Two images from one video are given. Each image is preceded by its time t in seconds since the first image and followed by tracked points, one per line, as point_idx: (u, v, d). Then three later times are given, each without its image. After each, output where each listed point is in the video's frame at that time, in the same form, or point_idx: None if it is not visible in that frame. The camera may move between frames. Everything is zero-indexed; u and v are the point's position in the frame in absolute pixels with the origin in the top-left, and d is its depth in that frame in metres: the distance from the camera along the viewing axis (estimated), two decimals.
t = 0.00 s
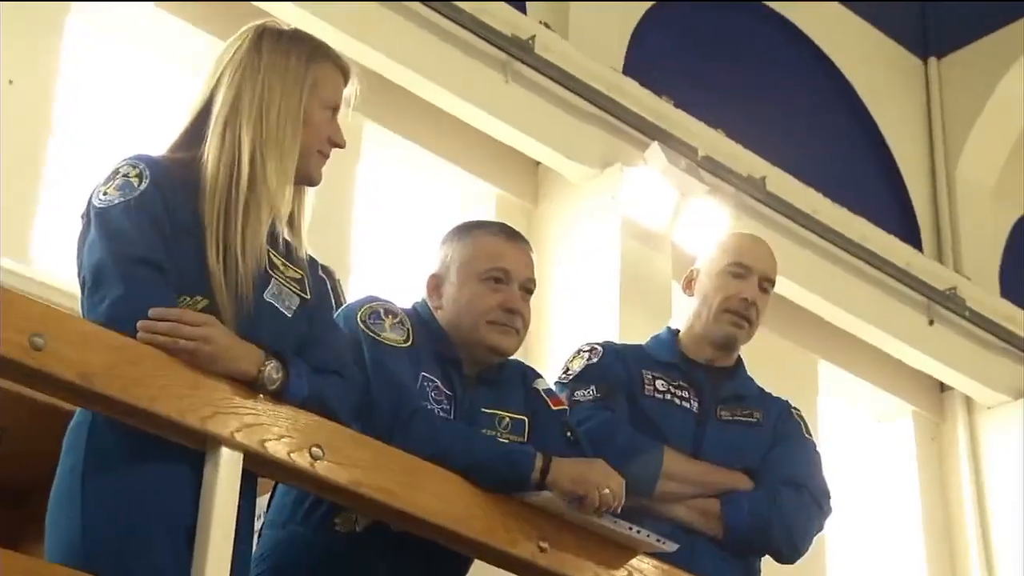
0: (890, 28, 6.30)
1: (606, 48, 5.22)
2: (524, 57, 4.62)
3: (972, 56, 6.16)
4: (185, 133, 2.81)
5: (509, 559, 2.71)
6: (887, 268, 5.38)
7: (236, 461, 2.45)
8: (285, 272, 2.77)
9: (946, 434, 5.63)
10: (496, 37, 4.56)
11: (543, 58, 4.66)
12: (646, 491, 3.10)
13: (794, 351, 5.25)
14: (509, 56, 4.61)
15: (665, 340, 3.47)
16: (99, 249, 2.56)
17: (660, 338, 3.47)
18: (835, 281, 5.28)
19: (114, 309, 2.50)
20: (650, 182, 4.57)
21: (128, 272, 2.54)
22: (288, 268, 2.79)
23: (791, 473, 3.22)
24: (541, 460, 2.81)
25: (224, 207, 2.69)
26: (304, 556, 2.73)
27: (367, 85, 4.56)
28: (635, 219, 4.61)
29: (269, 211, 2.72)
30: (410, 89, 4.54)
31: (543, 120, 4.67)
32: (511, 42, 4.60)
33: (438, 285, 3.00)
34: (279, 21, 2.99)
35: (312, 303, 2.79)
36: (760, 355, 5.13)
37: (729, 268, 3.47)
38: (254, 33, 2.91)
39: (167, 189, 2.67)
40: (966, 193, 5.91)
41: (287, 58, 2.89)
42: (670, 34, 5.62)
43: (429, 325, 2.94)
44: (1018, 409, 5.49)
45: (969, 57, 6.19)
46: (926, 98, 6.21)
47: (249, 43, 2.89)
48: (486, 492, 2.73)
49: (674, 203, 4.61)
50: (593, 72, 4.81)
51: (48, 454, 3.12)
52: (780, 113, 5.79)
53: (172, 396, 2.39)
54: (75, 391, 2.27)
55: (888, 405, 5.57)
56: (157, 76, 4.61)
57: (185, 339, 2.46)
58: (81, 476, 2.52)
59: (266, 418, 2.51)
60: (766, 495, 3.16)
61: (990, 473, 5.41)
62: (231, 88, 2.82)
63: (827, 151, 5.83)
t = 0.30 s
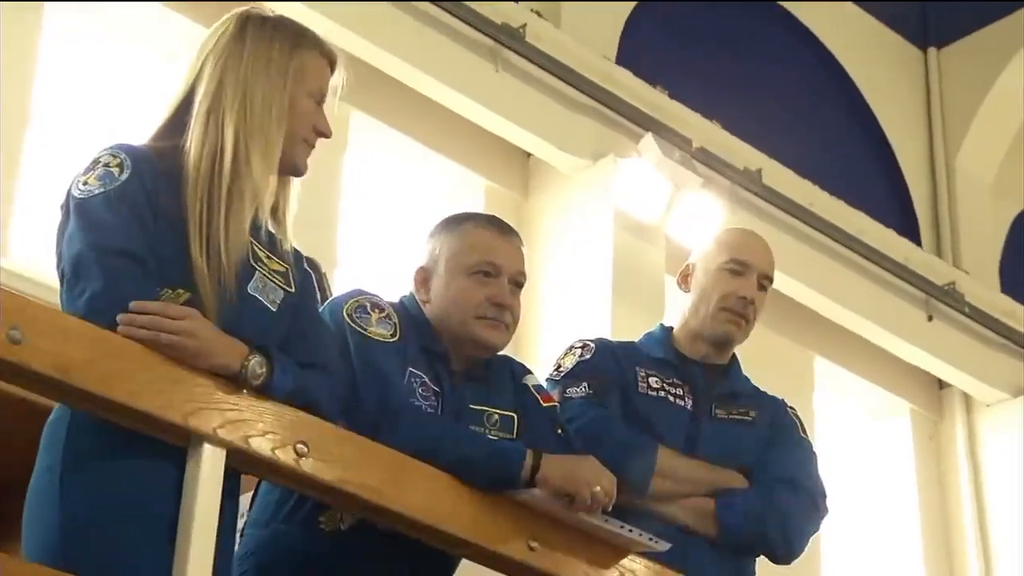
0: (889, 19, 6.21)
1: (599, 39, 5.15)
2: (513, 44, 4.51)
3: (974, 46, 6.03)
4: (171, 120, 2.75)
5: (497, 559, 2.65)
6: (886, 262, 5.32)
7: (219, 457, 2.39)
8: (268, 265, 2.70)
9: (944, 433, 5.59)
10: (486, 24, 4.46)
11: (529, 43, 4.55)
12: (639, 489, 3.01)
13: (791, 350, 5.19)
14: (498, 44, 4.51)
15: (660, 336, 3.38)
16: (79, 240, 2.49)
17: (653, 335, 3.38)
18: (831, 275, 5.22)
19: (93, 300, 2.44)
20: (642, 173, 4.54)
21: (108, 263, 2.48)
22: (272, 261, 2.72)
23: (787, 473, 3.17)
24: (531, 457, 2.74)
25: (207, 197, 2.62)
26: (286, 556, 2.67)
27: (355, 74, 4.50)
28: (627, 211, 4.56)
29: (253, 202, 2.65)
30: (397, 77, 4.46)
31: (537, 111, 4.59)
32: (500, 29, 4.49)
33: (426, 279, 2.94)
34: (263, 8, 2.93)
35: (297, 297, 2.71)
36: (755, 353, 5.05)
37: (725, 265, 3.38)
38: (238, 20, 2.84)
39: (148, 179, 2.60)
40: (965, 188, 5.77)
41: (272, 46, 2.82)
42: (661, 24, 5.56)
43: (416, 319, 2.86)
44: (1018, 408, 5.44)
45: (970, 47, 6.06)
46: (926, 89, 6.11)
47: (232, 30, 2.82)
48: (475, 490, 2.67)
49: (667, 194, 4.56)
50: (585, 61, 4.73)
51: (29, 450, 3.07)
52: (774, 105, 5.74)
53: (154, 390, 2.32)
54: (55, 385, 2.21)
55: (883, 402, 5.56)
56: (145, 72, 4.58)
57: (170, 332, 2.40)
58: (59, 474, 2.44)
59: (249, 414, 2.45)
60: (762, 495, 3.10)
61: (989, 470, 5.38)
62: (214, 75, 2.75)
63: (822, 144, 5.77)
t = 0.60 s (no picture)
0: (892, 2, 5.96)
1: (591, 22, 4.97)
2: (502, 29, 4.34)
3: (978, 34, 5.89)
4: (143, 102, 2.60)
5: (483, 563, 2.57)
6: (887, 257, 5.17)
7: (194, 455, 2.30)
8: (245, 257, 2.60)
9: (948, 432, 5.46)
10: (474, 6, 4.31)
11: (509, 19, 4.36)
12: (633, 493, 2.88)
13: (791, 348, 5.10)
14: (485, 27, 4.34)
15: (655, 333, 3.24)
16: (48, 230, 2.38)
17: (648, 330, 3.26)
18: (831, 270, 5.07)
19: (63, 294, 2.33)
20: (634, 162, 4.42)
21: (78, 254, 2.37)
22: (249, 253, 2.62)
23: (784, 474, 3.03)
24: (519, 457, 2.63)
25: (177, 185, 2.48)
26: (264, 559, 2.56)
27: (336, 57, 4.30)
28: (619, 201, 4.44)
29: (211, 186, 2.51)
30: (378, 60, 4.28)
31: (526, 101, 4.43)
32: (487, 11, 4.33)
33: (410, 272, 2.82)
34: None
35: (275, 292, 2.62)
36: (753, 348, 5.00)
37: (724, 262, 3.26)
38: None
39: (120, 166, 2.48)
40: (969, 180, 5.68)
41: (239, 22, 2.59)
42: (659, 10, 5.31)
43: (400, 313, 2.75)
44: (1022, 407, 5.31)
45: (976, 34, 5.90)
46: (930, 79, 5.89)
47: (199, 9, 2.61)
48: (460, 491, 2.58)
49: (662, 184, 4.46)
50: (579, 47, 4.54)
51: None
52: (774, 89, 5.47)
53: (127, 387, 2.23)
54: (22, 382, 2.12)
55: (882, 398, 5.38)
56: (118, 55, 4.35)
57: (144, 327, 2.29)
58: (27, 474, 2.33)
59: (226, 411, 2.36)
60: (759, 498, 2.97)
61: (993, 471, 5.26)
62: (178, 58, 2.57)
63: (830, 126, 5.56)
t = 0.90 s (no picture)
0: None
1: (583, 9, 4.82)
2: (489, 14, 4.17)
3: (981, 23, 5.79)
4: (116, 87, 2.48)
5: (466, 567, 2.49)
6: (888, 252, 5.01)
7: (168, 456, 2.21)
8: (221, 251, 2.49)
9: (951, 435, 5.33)
10: None
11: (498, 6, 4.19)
12: (622, 498, 2.79)
13: (789, 348, 4.98)
14: (474, 13, 4.17)
15: (649, 331, 3.13)
16: (15, 221, 2.27)
17: (642, 328, 3.14)
18: (831, 268, 4.91)
19: (31, 288, 2.23)
20: (627, 154, 4.23)
21: (46, 246, 2.26)
22: (225, 247, 2.51)
23: (782, 479, 2.92)
24: (506, 458, 2.55)
25: (147, 173, 2.36)
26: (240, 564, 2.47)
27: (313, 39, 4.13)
28: (611, 194, 4.26)
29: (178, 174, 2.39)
30: (361, 47, 4.14)
31: (518, 92, 4.27)
32: None
33: (393, 266, 2.72)
34: None
35: (251, 288, 2.52)
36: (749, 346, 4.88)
37: (722, 257, 3.16)
38: None
39: (90, 153, 2.36)
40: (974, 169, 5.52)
41: None
42: None
43: (382, 309, 2.65)
44: None
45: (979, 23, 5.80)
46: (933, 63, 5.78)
47: None
48: (442, 493, 2.49)
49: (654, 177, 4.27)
50: (569, 34, 4.38)
51: None
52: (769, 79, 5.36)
53: (97, 385, 2.14)
54: None
55: (884, 401, 5.26)
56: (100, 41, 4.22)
57: (114, 323, 2.19)
58: None
59: (201, 411, 2.26)
60: (754, 504, 2.86)
61: (996, 474, 5.14)
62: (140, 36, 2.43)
63: (834, 121, 5.42)
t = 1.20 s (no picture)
0: None
1: None
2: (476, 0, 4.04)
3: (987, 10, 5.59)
4: (84, 77, 2.38)
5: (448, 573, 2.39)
6: (886, 249, 4.90)
7: (139, 457, 2.11)
8: (195, 246, 2.40)
9: (950, 439, 5.24)
10: None
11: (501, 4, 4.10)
12: (612, 503, 2.69)
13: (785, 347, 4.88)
14: None
15: (641, 329, 3.04)
16: None
17: (634, 325, 3.05)
18: (828, 266, 4.81)
19: None
20: (616, 145, 4.14)
21: (10, 238, 2.16)
22: (198, 241, 2.41)
23: (777, 486, 2.83)
24: (489, 461, 2.46)
25: (115, 163, 2.26)
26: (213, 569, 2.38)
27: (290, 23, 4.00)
28: (601, 187, 4.18)
29: (146, 164, 2.29)
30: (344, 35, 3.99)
31: (512, 84, 4.16)
32: None
33: (374, 261, 2.63)
34: None
35: (226, 285, 2.42)
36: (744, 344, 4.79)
37: (719, 253, 3.07)
38: None
39: (59, 143, 2.27)
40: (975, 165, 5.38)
41: None
42: None
43: (362, 305, 2.56)
44: None
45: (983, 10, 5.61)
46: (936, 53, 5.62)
47: None
48: (424, 497, 2.39)
49: (646, 168, 4.19)
50: (558, 20, 4.25)
51: None
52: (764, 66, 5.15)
53: (65, 383, 2.04)
54: None
55: (884, 404, 5.17)
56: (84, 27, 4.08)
57: (82, 319, 2.10)
58: None
59: (174, 411, 2.16)
60: (749, 510, 2.77)
61: (996, 474, 5.07)
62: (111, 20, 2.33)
63: (836, 123, 5.23)
